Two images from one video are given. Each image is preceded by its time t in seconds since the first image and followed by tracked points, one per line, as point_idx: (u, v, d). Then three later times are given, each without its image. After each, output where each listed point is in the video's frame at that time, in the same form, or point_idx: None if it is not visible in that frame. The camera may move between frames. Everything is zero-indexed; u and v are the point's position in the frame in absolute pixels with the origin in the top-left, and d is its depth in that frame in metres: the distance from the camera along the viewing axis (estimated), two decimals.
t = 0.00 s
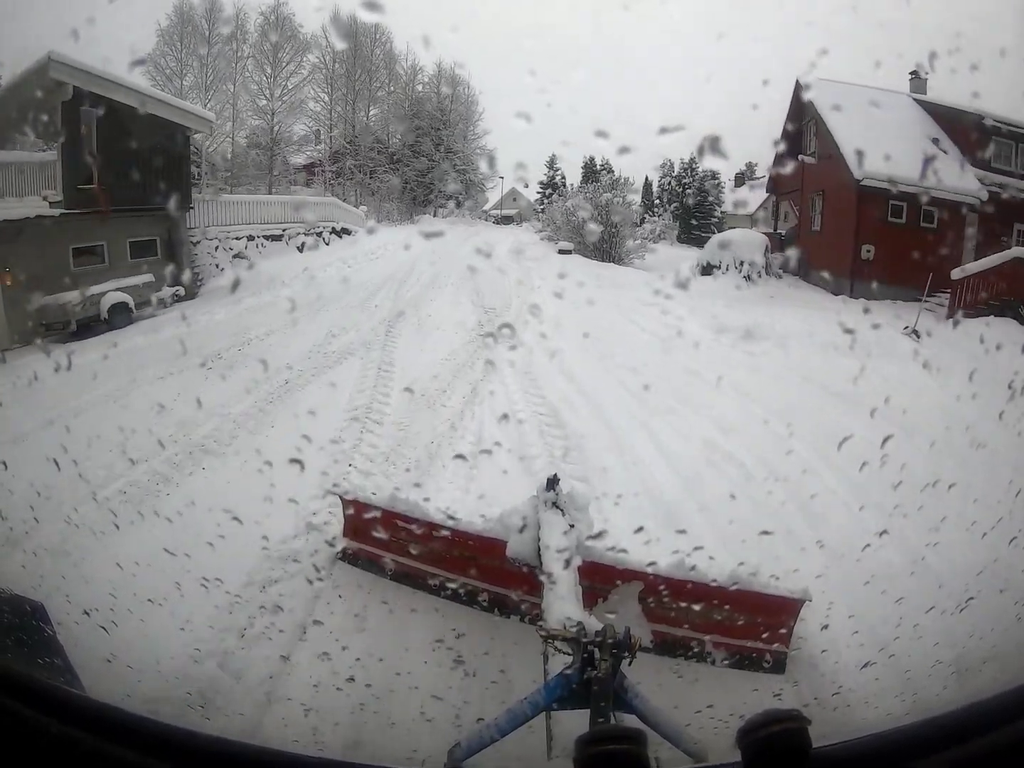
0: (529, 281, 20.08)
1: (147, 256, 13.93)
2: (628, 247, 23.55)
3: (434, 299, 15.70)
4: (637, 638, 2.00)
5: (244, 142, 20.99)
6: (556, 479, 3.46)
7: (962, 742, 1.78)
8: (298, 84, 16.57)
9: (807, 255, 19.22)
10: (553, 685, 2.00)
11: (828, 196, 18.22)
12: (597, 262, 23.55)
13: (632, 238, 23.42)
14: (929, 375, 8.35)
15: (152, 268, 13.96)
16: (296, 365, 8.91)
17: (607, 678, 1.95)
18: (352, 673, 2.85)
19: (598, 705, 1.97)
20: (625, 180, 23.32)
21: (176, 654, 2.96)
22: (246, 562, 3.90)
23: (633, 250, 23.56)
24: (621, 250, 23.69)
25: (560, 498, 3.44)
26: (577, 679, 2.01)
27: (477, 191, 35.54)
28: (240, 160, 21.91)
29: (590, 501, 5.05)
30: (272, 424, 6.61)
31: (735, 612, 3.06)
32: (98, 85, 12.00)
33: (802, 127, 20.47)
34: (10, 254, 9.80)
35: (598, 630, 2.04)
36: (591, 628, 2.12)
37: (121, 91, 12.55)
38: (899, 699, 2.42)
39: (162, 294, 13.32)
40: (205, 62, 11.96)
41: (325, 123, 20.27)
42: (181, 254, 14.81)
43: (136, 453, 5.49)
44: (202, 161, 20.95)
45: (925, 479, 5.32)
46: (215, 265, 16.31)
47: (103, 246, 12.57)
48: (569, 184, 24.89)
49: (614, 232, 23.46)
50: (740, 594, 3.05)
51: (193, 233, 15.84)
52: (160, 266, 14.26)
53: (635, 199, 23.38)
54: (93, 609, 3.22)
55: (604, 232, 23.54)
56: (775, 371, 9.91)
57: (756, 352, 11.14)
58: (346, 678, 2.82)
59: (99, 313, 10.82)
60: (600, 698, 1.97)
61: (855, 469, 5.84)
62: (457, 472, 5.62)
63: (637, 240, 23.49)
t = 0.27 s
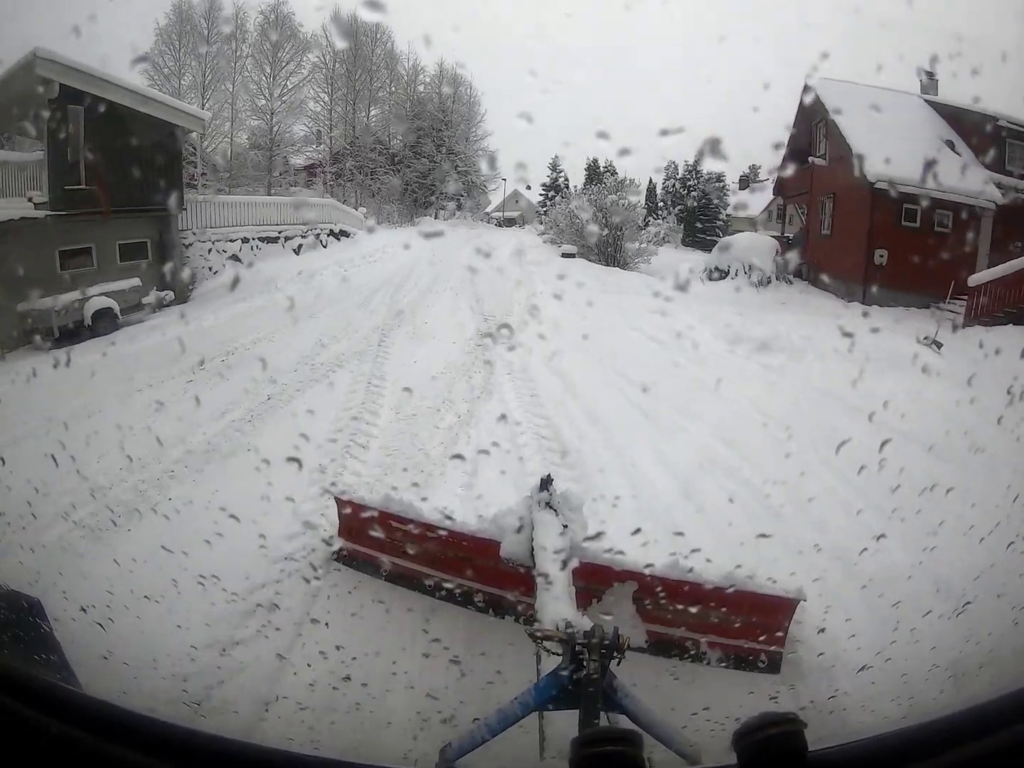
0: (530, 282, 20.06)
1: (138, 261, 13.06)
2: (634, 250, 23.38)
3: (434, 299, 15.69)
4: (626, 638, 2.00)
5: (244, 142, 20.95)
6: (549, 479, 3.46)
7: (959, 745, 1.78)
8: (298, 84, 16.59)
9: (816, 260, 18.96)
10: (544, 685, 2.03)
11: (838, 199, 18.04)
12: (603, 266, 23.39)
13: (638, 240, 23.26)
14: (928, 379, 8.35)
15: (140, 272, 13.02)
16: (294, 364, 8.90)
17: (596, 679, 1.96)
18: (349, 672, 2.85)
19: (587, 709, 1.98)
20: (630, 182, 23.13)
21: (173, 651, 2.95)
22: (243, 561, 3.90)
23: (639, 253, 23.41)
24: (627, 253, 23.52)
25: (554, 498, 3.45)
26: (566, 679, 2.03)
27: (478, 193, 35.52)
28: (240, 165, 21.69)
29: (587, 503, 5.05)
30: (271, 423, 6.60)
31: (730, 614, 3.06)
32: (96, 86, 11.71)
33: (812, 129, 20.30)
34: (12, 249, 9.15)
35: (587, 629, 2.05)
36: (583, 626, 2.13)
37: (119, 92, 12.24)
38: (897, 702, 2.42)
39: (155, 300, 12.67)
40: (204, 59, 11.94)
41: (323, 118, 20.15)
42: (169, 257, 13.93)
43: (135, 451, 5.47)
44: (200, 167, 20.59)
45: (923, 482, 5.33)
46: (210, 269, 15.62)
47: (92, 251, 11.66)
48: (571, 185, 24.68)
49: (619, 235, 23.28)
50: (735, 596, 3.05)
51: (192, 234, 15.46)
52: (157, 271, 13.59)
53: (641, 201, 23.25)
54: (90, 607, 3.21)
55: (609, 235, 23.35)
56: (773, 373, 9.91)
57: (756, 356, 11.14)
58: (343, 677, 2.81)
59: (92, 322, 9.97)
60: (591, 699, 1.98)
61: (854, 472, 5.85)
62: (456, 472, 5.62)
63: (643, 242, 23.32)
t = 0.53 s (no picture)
0: (530, 282, 20.08)
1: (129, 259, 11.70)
2: (639, 252, 22.54)
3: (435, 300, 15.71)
4: (627, 638, 1.99)
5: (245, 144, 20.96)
6: (548, 479, 3.47)
7: (959, 744, 1.78)
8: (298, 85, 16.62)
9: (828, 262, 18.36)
10: (543, 685, 2.04)
11: (850, 200, 17.61)
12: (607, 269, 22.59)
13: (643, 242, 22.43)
14: (930, 378, 8.35)
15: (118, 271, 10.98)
16: (295, 365, 8.92)
17: (595, 679, 1.97)
18: (350, 672, 2.85)
19: (588, 711, 1.98)
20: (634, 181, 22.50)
21: (173, 652, 2.95)
22: (244, 562, 3.90)
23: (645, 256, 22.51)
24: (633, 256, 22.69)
25: (553, 498, 3.46)
26: (566, 679, 2.03)
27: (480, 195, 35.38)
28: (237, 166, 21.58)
29: (587, 503, 5.06)
30: (272, 424, 6.60)
31: (731, 614, 3.05)
32: (95, 88, 11.25)
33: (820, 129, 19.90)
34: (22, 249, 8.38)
35: (588, 630, 2.04)
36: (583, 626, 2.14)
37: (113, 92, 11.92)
38: (896, 702, 2.43)
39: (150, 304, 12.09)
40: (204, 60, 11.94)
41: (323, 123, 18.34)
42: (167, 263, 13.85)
43: (136, 452, 5.48)
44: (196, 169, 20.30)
45: (923, 482, 5.33)
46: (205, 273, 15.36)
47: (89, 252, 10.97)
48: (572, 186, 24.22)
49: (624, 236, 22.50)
50: (736, 596, 3.05)
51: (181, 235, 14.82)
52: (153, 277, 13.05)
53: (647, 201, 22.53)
54: (91, 608, 3.21)
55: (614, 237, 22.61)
56: (774, 374, 9.91)
57: (757, 355, 11.15)
58: (344, 677, 2.81)
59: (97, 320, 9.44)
60: (593, 698, 1.98)
61: (854, 472, 5.85)
62: (456, 472, 5.62)
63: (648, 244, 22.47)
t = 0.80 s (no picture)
0: (529, 281, 20.08)
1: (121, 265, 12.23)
2: (646, 256, 21.80)
3: (434, 298, 15.73)
4: (628, 638, 1.99)
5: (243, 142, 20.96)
6: (551, 480, 3.50)
7: (959, 743, 1.78)
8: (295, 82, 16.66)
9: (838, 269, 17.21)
10: (546, 685, 2.02)
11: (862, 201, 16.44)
12: (612, 273, 21.93)
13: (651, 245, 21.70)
14: (929, 376, 8.34)
15: (111, 277, 11.91)
16: (294, 364, 8.90)
17: (597, 678, 1.97)
18: (349, 672, 2.85)
19: (589, 709, 1.98)
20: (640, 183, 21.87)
21: (173, 651, 2.95)
22: (244, 561, 3.90)
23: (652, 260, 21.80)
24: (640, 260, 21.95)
25: (556, 499, 3.49)
26: (570, 679, 2.02)
27: (482, 196, 35.02)
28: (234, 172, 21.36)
29: (587, 502, 5.05)
30: (271, 423, 6.60)
31: (731, 613, 3.05)
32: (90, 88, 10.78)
33: (826, 129, 19.16)
34: None
35: (589, 629, 2.05)
36: (584, 629, 2.17)
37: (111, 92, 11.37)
38: (896, 700, 2.42)
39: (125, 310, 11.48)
40: (200, 57, 11.95)
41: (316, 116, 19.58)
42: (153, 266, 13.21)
43: (135, 452, 5.47)
44: (190, 168, 20.32)
45: (923, 480, 5.32)
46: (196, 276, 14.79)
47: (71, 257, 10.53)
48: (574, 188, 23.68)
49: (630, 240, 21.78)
50: (736, 595, 3.05)
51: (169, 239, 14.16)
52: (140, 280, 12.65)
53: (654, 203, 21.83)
54: (90, 607, 3.21)
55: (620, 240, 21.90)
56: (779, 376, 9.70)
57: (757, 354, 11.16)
58: (343, 677, 2.81)
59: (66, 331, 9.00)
60: (595, 696, 1.98)
61: (853, 470, 5.85)
62: (456, 471, 5.62)
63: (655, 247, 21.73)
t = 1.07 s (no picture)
0: (529, 282, 20.08)
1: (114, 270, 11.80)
2: (649, 260, 21.02)
3: (433, 299, 15.72)
4: (629, 639, 1.99)
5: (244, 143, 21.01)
6: (551, 480, 3.50)
7: (960, 744, 1.78)
8: (294, 82, 16.73)
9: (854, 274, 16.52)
10: (547, 685, 2.01)
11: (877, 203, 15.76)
12: (614, 277, 21.24)
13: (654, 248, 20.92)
14: (929, 377, 8.33)
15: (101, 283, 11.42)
16: (295, 364, 8.90)
17: (598, 678, 1.96)
18: (349, 672, 2.85)
19: (590, 710, 1.98)
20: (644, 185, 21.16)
21: (173, 651, 2.95)
22: (243, 561, 3.90)
23: (656, 265, 21.03)
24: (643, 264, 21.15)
25: (557, 499, 3.54)
26: (571, 681, 2.02)
27: (486, 200, 34.59)
28: (234, 161, 22.19)
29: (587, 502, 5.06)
30: (271, 423, 6.60)
31: (732, 613, 3.05)
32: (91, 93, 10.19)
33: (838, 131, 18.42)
34: None
35: (589, 630, 2.05)
36: (583, 630, 2.20)
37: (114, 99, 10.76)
38: (897, 701, 2.42)
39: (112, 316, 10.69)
40: (200, 56, 11.97)
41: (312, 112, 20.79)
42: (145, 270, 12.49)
43: (135, 452, 5.47)
44: (194, 161, 21.02)
45: (923, 481, 5.33)
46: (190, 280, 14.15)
47: (56, 258, 10.05)
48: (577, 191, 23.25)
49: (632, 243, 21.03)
50: (736, 596, 3.05)
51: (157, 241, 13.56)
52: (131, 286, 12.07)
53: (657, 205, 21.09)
54: (90, 608, 3.21)
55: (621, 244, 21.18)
56: (779, 375, 9.77)
57: (757, 355, 11.14)
58: (344, 677, 2.81)
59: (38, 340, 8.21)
60: (596, 698, 1.98)
61: (854, 471, 5.85)
62: (455, 472, 5.62)
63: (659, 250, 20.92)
